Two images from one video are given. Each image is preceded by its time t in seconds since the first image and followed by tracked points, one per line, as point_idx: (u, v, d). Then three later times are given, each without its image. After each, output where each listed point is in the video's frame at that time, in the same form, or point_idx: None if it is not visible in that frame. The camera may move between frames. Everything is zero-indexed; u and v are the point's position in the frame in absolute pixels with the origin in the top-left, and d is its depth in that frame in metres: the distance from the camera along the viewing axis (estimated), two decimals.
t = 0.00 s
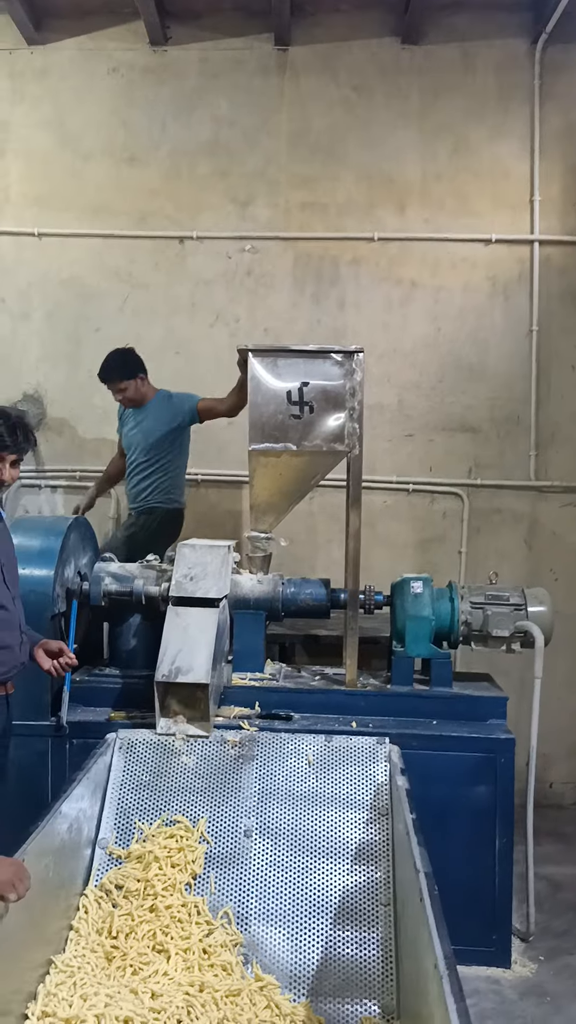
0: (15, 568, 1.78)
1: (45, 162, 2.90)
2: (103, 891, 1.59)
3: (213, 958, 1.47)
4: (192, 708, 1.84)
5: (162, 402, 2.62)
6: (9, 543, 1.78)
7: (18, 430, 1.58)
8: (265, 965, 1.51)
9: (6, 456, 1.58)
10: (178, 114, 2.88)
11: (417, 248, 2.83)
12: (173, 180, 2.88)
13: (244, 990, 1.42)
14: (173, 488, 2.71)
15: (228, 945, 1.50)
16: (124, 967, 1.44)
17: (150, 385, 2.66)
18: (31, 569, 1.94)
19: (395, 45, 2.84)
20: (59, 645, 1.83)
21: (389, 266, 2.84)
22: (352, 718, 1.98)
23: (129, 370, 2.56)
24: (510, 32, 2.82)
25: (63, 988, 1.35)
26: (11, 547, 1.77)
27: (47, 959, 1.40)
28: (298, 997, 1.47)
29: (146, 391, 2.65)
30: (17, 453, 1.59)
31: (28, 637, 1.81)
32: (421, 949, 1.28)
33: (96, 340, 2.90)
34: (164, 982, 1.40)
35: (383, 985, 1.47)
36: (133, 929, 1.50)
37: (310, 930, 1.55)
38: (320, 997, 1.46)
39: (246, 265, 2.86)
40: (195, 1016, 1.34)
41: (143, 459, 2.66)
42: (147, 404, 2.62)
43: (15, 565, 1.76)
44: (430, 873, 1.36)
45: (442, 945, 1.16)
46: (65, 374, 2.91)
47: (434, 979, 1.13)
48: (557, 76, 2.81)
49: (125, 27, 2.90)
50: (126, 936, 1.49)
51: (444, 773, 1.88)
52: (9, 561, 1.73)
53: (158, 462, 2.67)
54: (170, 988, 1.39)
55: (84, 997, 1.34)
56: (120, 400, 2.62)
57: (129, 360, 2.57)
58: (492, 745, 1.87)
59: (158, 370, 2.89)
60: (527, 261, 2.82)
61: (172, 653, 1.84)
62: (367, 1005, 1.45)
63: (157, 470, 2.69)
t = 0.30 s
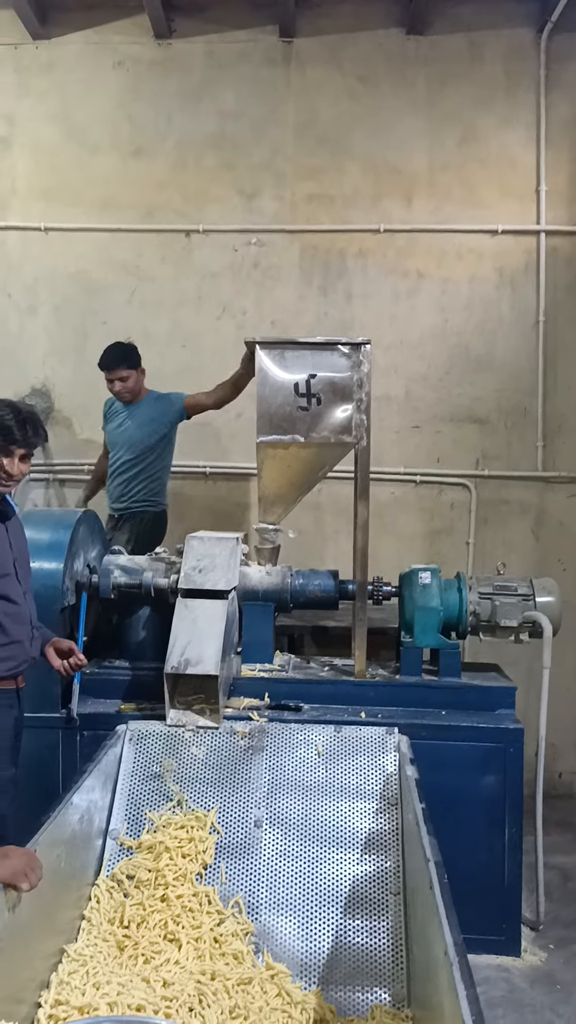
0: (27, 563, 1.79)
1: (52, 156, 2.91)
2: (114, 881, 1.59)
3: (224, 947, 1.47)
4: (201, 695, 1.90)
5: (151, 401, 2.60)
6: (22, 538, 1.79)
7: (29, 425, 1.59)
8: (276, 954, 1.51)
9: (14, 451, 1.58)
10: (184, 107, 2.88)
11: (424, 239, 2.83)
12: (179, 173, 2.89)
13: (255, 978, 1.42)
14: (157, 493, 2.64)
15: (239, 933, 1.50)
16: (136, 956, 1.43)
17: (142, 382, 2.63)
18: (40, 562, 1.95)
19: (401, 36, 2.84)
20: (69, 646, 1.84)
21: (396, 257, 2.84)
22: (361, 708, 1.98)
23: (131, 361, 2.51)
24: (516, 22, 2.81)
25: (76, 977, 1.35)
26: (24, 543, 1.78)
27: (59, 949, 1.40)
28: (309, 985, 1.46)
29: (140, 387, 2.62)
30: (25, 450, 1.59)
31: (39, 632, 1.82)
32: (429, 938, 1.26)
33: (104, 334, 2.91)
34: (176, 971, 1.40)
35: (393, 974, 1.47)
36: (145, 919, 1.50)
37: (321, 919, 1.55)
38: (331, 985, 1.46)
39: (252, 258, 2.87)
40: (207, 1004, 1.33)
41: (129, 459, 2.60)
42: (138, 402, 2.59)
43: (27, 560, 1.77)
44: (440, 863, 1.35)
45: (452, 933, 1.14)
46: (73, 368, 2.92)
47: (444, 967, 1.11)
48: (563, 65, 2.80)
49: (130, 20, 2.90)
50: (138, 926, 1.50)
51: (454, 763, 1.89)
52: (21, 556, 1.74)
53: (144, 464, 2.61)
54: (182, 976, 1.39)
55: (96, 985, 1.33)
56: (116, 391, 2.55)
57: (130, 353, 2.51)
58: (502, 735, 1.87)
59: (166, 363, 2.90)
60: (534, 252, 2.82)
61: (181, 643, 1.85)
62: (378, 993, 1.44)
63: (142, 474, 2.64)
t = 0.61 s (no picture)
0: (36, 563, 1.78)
1: (51, 150, 2.90)
2: (115, 877, 1.59)
3: (226, 942, 1.46)
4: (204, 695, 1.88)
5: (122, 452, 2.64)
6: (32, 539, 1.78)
7: (24, 414, 1.58)
8: (279, 949, 1.50)
9: (9, 439, 1.56)
10: (184, 101, 2.87)
11: (425, 233, 2.82)
12: (179, 167, 2.87)
13: (258, 974, 1.41)
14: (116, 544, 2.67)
15: (241, 929, 1.50)
16: (138, 951, 1.42)
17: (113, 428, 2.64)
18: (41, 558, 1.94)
19: (402, 29, 2.82)
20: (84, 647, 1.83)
21: (397, 251, 2.83)
22: (363, 703, 1.98)
23: (105, 405, 2.51)
24: (518, 14, 2.80)
25: (78, 972, 1.34)
26: (33, 542, 1.77)
27: (61, 945, 1.40)
28: (312, 981, 1.46)
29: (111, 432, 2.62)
30: (20, 437, 1.58)
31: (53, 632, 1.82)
32: (432, 933, 1.25)
33: (104, 329, 2.90)
34: (178, 966, 1.39)
35: (396, 969, 1.46)
36: (146, 914, 1.50)
37: (323, 914, 1.54)
38: (334, 981, 1.45)
39: (253, 252, 2.85)
40: (210, 1000, 1.32)
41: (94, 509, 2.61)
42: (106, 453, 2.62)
43: (37, 559, 1.76)
44: (442, 858, 1.34)
45: (455, 928, 1.13)
46: (73, 363, 2.91)
47: (447, 963, 1.10)
48: (565, 58, 2.78)
49: (129, 14, 2.89)
50: (139, 921, 1.49)
51: (456, 758, 1.88)
52: (31, 556, 1.74)
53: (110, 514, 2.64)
54: (184, 972, 1.38)
55: (97, 982, 1.33)
56: (86, 432, 2.54)
57: (105, 397, 2.50)
58: (504, 730, 1.87)
59: (166, 358, 2.89)
60: (536, 246, 2.81)
61: (182, 640, 1.85)
62: (381, 988, 1.43)
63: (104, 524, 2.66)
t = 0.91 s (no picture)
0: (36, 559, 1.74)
1: (47, 147, 2.89)
2: (113, 874, 1.59)
3: (223, 938, 1.46)
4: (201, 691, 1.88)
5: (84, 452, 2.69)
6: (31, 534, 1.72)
7: (56, 432, 1.52)
8: (276, 945, 1.50)
9: (37, 457, 1.50)
10: (179, 97, 2.86)
11: (421, 229, 2.82)
12: (175, 163, 2.87)
13: (255, 969, 1.41)
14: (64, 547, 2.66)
15: (239, 925, 1.50)
16: (135, 947, 1.42)
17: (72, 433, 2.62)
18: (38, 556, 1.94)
19: (397, 24, 2.82)
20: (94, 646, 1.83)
21: (393, 248, 2.83)
22: (360, 699, 1.98)
23: (70, 399, 2.53)
24: (513, 9, 2.79)
25: (75, 968, 1.34)
26: (32, 540, 1.72)
27: (59, 941, 1.40)
28: (309, 976, 1.46)
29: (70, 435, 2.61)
30: (50, 458, 1.52)
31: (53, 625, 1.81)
32: (429, 928, 1.25)
33: (100, 326, 2.90)
34: (175, 962, 1.39)
35: (393, 964, 1.46)
36: (144, 911, 1.50)
37: (320, 910, 1.54)
38: (331, 976, 1.45)
39: (249, 248, 2.85)
40: (207, 996, 1.32)
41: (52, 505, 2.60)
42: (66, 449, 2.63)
43: (36, 557, 1.71)
44: (438, 853, 1.34)
45: (451, 923, 1.13)
46: (69, 360, 2.91)
47: (443, 958, 1.10)
48: (561, 53, 2.78)
49: (124, 10, 2.88)
50: (137, 917, 1.49)
51: (453, 754, 1.89)
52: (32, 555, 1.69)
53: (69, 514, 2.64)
54: (181, 968, 1.38)
55: (94, 977, 1.33)
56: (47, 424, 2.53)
57: (68, 391, 2.54)
58: (501, 726, 1.87)
59: (162, 356, 2.89)
60: (532, 241, 2.81)
61: (179, 636, 1.85)
62: (378, 983, 1.43)
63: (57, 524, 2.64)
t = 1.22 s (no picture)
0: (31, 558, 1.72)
1: (43, 141, 2.88)
2: (112, 868, 1.58)
3: (223, 931, 1.46)
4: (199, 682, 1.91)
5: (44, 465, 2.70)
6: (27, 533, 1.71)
7: (81, 442, 1.58)
8: (275, 938, 1.50)
9: (60, 465, 1.58)
10: (176, 90, 2.85)
11: (419, 222, 2.82)
12: (171, 157, 2.86)
13: (255, 963, 1.41)
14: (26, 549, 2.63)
15: (238, 918, 1.50)
16: (135, 941, 1.42)
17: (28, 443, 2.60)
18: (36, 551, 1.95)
19: (395, 16, 2.80)
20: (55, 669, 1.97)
21: (391, 241, 2.82)
22: (358, 694, 1.98)
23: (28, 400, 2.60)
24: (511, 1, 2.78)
25: (75, 963, 1.34)
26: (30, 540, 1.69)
27: (58, 936, 1.39)
28: (308, 969, 1.46)
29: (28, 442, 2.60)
30: (72, 467, 1.60)
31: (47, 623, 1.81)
32: (428, 920, 1.25)
33: (98, 320, 2.89)
34: (175, 956, 1.39)
35: (392, 957, 1.46)
36: (143, 905, 1.50)
37: (319, 904, 1.54)
38: (330, 969, 1.45)
39: (247, 242, 2.85)
40: (206, 989, 1.32)
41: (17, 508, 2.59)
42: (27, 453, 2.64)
43: (33, 557, 1.69)
44: (437, 845, 1.33)
45: (450, 916, 1.12)
46: (66, 355, 2.90)
47: (442, 950, 1.10)
48: (559, 45, 2.77)
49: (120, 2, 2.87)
50: (136, 911, 1.49)
51: (452, 748, 1.89)
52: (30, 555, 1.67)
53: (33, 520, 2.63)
54: (181, 962, 1.38)
55: (94, 971, 1.33)
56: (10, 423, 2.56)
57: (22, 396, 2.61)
58: (500, 719, 1.87)
59: (160, 350, 2.88)
60: (531, 234, 2.80)
61: (178, 631, 1.85)
62: (377, 976, 1.43)
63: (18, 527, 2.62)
